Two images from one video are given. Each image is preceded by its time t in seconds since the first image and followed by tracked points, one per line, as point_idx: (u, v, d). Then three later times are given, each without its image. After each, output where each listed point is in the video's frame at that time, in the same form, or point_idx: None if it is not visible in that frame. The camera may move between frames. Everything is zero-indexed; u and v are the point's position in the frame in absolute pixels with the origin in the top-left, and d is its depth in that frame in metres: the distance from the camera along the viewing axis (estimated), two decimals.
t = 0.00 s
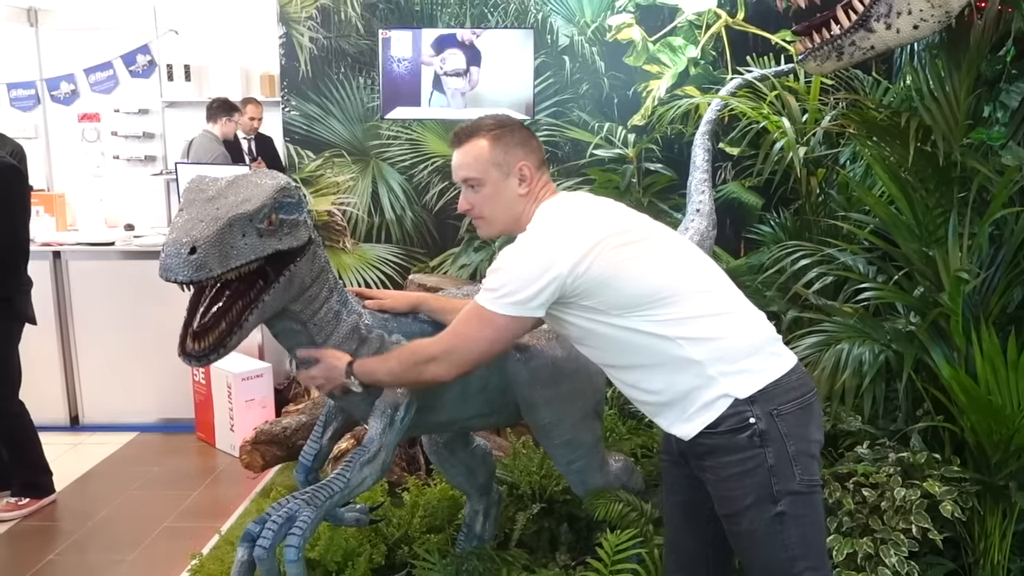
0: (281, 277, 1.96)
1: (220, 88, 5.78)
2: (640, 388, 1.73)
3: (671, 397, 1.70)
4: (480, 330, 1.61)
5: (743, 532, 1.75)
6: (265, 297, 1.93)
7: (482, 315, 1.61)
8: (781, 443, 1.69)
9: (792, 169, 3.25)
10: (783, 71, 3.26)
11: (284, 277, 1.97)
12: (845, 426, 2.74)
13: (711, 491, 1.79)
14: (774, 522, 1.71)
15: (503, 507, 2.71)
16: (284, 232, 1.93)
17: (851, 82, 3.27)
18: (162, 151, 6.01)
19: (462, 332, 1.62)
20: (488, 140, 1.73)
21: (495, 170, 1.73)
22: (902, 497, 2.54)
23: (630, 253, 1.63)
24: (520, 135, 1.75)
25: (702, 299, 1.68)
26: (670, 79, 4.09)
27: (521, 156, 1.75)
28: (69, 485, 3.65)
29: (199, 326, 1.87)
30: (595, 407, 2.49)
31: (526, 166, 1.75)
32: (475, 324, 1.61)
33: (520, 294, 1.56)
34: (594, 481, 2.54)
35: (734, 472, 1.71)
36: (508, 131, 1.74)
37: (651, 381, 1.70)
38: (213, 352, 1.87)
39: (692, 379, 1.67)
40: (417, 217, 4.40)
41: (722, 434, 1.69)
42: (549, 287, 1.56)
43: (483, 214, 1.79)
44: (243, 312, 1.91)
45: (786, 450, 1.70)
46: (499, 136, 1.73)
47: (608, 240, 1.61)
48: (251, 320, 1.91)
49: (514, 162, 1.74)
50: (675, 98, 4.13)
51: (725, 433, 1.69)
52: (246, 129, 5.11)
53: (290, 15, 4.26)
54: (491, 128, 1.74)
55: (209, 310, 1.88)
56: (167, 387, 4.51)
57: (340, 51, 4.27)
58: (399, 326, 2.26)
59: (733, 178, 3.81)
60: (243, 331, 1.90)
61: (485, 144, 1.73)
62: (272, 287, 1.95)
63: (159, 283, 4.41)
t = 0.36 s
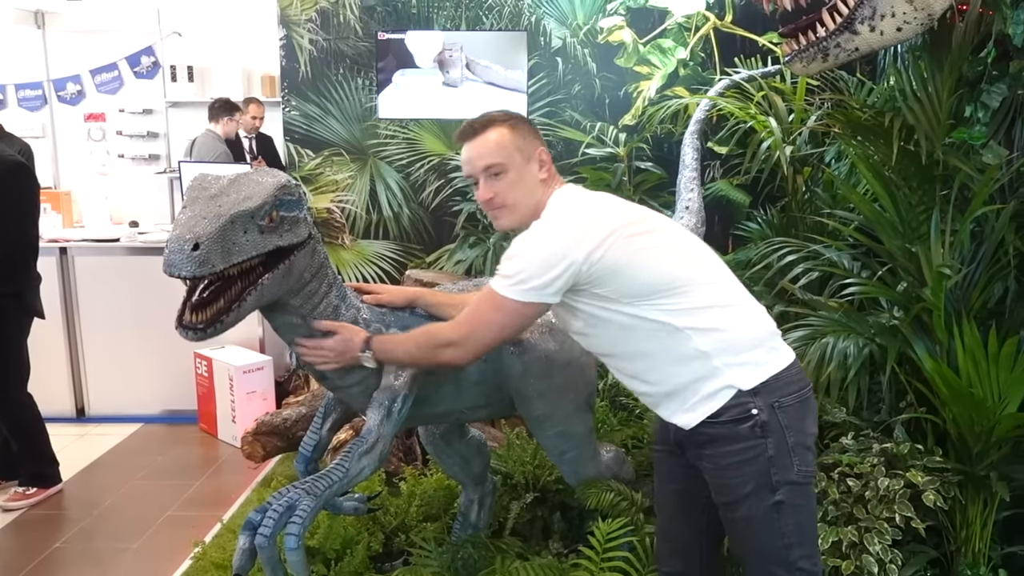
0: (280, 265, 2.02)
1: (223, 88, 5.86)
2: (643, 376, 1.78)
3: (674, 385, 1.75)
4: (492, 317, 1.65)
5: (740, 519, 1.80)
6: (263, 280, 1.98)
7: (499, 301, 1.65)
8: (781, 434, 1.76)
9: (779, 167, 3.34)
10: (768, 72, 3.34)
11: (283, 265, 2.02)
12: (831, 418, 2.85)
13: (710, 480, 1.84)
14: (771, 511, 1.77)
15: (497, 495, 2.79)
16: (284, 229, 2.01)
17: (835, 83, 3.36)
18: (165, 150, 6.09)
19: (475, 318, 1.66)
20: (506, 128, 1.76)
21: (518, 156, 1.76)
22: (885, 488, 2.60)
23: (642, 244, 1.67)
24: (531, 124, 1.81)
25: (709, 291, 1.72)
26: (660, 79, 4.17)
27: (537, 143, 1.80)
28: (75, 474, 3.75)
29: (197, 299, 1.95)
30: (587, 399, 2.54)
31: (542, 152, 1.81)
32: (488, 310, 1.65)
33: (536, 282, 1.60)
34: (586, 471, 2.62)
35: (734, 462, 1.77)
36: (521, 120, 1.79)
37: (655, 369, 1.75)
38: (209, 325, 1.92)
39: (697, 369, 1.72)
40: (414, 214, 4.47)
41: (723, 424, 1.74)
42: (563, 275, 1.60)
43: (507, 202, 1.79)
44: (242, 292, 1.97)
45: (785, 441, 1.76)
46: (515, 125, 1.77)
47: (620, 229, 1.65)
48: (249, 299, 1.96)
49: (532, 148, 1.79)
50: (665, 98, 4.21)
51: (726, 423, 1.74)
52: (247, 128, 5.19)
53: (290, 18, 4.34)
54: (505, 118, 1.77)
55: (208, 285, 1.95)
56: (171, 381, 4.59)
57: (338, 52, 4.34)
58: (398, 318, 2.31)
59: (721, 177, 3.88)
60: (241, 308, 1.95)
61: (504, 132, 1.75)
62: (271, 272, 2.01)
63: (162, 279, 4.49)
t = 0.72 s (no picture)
0: (280, 260, 2.09)
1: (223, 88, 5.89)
2: (651, 360, 1.76)
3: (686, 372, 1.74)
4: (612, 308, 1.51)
5: (740, 506, 1.82)
6: (263, 275, 2.05)
7: (603, 297, 1.50)
8: (783, 424, 1.80)
9: (766, 165, 3.44)
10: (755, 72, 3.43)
11: (283, 260, 2.09)
12: (817, 410, 2.91)
13: (708, 468, 1.85)
14: (769, 497, 1.80)
15: (492, 486, 2.86)
16: (285, 225, 2.07)
17: (821, 83, 3.45)
18: (168, 149, 6.18)
19: (600, 321, 1.51)
20: (508, 123, 1.64)
21: (519, 152, 1.64)
22: (871, 478, 2.66)
23: (677, 227, 1.65)
24: (539, 112, 1.66)
25: (724, 277, 1.75)
26: (651, 80, 4.25)
27: (545, 134, 1.66)
28: (81, 464, 3.83)
29: (199, 292, 2.01)
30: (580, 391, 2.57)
31: (550, 145, 1.66)
32: (608, 302, 1.50)
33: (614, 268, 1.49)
34: (579, 462, 2.66)
35: (740, 448, 1.78)
36: (527, 111, 1.65)
37: (669, 355, 1.73)
38: (211, 317, 1.99)
39: (710, 356, 1.72)
40: (411, 212, 4.54)
41: (728, 412, 1.75)
42: (632, 261, 1.52)
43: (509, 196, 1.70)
44: (243, 286, 2.04)
45: (785, 430, 1.81)
46: (518, 119, 1.64)
47: (660, 211, 1.62)
48: (250, 293, 2.03)
49: (537, 143, 1.65)
50: (656, 98, 4.29)
51: (731, 411, 1.75)
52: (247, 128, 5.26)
53: (290, 20, 4.40)
54: (508, 110, 1.64)
55: (209, 280, 2.01)
56: (176, 376, 4.68)
57: (337, 53, 4.41)
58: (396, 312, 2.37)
59: (710, 175, 3.96)
60: (242, 302, 2.02)
61: (505, 128, 1.64)
62: (272, 268, 2.07)
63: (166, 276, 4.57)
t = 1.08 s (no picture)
0: (280, 258, 2.13)
1: (223, 88, 5.94)
2: (667, 342, 1.63)
3: (705, 354, 1.65)
4: (722, 264, 1.47)
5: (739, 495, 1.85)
6: (263, 272, 2.10)
7: (730, 238, 1.47)
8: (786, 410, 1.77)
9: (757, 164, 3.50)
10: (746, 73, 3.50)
11: (283, 258, 2.14)
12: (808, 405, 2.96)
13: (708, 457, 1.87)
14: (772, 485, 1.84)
15: (488, 479, 2.91)
16: (284, 223, 2.12)
17: (811, 83, 3.52)
18: (170, 148, 6.24)
19: (739, 263, 1.46)
20: (536, 103, 1.52)
21: (545, 133, 1.53)
22: (859, 471, 2.72)
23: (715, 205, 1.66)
24: (568, 90, 1.55)
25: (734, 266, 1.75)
26: (644, 80, 4.30)
27: (571, 113, 1.55)
28: (85, 458, 3.88)
29: (200, 289, 2.06)
30: (574, 385, 2.60)
31: (577, 126, 1.55)
32: (730, 244, 1.47)
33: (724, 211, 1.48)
34: (573, 455, 2.68)
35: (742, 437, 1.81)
36: (555, 88, 1.54)
37: (689, 336, 1.62)
38: (212, 313, 2.05)
39: (735, 341, 1.67)
40: (409, 211, 4.60)
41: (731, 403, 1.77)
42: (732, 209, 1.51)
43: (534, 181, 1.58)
44: (243, 283, 2.09)
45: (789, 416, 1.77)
46: (547, 98, 1.53)
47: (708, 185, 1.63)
48: (251, 290, 2.08)
49: (565, 123, 1.54)
50: (649, 98, 4.34)
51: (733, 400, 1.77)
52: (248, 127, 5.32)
53: (290, 22, 4.46)
54: (536, 88, 1.53)
55: (210, 277, 2.07)
56: (179, 372, 4.73)
57: (337, 54, 4.47)
58: (393, 308, 2.42)
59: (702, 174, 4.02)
60: (242, 298, 2.08)
61: (533, 107, 1.52)
62: (271, 265, 2.12)
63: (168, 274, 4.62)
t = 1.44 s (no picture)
0: (280, 255, 2.18)
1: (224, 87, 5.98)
2: (707, 336, 1.51)
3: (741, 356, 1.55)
4: (788, 252, 1.45)
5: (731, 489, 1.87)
6: (263, 269, 2.15)
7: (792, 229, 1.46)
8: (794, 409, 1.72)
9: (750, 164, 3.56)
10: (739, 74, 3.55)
11: (283, 255, 2.18)
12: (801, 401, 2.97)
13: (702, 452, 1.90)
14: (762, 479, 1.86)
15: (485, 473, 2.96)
16: (284, 220, 2.16)
17: (804, 84, 3.57)
18: (172, 147, 6.28)
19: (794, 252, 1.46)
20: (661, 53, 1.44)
21: (661, 85, 1.44)
22: (850, 465, 2.76)
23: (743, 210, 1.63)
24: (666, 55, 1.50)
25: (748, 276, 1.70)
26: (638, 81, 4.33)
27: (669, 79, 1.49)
28: (87, 452, 3.92)
29: (202, 286, 2.11)
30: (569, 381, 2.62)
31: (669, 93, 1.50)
32: (791, 233, 1.46)
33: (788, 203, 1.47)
34: (568, 449, 2.70)
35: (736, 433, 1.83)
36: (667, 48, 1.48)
37: (730, 333, 1.52)
38: (213, 309, 2.09)
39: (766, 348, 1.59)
40: (407, 209, 4.64)
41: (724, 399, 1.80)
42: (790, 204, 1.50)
43: (629, 134, 1.44)
44: (244, 279, 2.13)
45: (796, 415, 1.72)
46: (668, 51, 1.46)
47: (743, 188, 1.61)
48: (251, 287, 2.13)
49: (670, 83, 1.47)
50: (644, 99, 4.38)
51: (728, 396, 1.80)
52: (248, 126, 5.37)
53: (290, 23, 4.50)
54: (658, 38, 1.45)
55: (212, 274, 2.11)
56: (180, 368, 4.78)
57: (336, 55, 4.52)
58: (391, 305, 2.45)
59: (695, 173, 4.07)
60: (243, 295, 2.12)
61: (658, 55, 1.43)
62: (271, 262, 2.16)
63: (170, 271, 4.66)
